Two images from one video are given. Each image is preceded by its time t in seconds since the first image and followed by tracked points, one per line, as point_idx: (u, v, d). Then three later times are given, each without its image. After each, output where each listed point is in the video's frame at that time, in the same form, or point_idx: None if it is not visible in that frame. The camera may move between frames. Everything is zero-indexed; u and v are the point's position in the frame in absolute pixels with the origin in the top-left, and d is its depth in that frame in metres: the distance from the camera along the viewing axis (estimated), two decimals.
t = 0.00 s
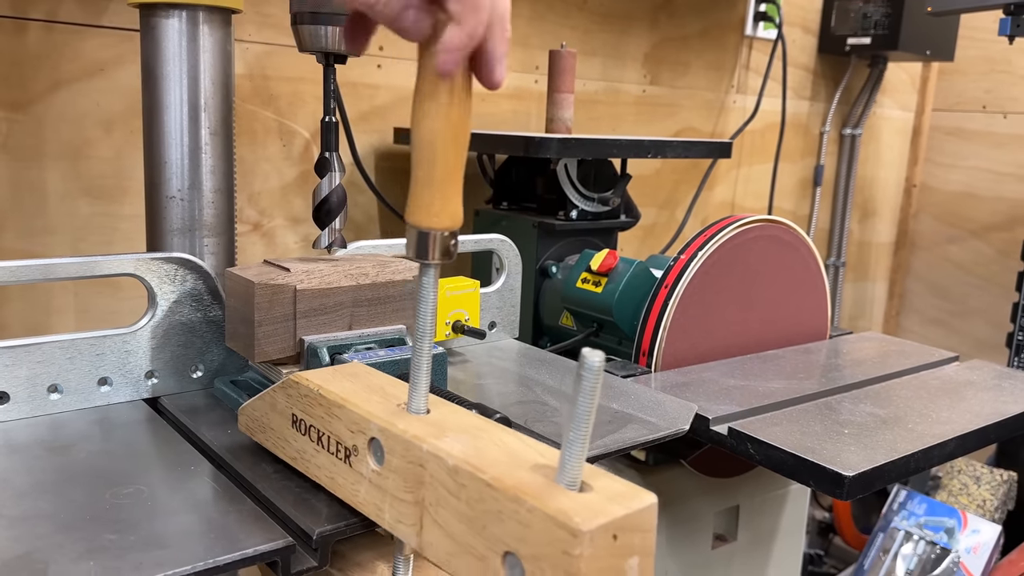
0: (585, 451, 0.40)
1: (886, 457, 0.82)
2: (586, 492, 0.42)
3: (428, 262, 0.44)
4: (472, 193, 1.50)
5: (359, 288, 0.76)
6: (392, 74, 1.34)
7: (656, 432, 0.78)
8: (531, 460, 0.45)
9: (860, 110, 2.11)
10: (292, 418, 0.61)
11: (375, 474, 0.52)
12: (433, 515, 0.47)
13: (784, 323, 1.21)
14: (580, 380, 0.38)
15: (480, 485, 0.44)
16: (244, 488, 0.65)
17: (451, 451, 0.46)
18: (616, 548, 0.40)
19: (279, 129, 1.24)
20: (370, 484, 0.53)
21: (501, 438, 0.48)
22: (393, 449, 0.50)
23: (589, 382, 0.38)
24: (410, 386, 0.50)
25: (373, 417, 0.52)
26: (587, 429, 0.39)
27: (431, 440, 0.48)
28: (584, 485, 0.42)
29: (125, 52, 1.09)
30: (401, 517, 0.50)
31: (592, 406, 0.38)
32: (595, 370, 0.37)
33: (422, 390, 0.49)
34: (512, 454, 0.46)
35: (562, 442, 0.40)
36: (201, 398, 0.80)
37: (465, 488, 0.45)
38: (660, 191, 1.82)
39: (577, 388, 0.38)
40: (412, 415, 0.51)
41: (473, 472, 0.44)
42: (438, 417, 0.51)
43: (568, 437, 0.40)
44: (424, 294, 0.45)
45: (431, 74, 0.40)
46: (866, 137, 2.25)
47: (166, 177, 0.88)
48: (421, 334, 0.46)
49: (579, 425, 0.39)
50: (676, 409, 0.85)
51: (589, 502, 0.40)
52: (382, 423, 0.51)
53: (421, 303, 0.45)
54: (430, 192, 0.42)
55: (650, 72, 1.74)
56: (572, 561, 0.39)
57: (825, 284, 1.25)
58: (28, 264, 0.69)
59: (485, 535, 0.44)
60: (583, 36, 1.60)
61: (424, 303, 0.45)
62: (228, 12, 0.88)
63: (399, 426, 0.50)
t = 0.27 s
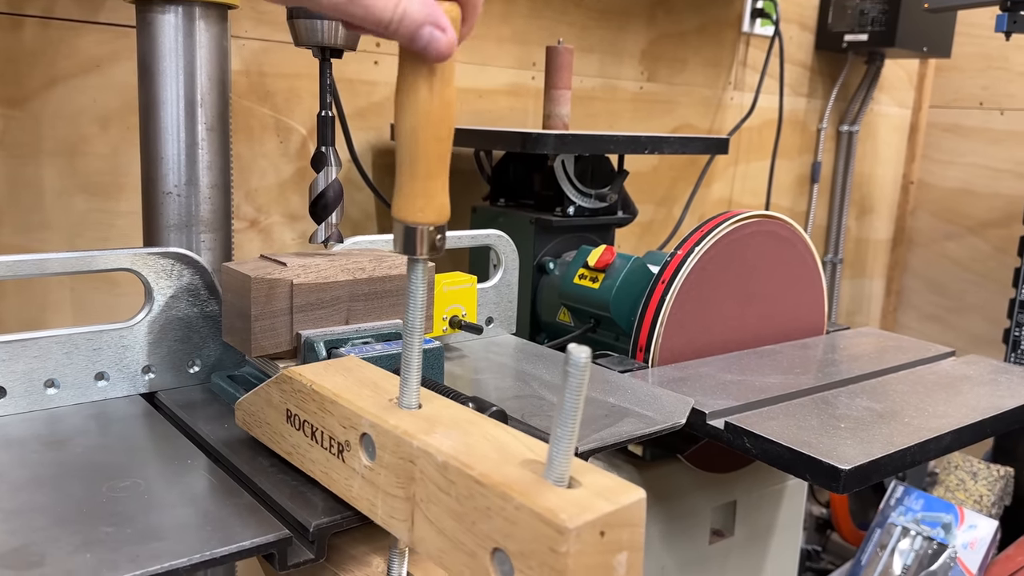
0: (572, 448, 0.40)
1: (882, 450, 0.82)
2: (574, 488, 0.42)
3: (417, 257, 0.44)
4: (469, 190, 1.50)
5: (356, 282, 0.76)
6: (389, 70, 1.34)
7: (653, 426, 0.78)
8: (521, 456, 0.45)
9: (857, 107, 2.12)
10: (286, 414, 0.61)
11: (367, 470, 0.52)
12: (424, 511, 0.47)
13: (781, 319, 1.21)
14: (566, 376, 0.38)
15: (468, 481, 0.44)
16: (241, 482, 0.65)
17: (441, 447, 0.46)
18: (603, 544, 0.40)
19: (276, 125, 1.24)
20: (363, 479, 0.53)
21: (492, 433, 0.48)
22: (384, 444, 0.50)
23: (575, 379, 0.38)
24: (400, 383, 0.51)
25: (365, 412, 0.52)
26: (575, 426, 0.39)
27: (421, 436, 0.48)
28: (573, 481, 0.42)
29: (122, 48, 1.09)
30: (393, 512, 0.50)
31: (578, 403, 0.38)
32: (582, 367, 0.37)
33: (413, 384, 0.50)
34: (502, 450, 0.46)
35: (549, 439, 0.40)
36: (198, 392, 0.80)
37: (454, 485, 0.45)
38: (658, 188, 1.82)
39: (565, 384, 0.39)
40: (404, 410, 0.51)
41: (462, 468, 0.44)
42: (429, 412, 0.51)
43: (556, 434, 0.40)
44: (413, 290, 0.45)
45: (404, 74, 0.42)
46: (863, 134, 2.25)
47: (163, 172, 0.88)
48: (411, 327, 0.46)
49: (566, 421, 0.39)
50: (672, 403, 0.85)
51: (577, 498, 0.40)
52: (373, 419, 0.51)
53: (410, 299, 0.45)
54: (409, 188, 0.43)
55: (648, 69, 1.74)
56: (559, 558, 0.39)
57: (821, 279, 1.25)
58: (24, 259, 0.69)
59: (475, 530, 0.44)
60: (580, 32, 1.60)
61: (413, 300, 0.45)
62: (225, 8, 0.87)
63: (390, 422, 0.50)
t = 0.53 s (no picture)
0: (575, 433, 0.40)
1: (881, 444, 0.82)
2: (576, 473, 0.42)
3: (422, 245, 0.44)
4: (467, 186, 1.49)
5: (355, 277, 0.76)
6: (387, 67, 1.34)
7: (652, 420, 0.78)
8: (523, 443, 0.45)
9: (855, 103, 2.12)
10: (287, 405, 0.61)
11: (367, 459, 0.52)
12: (425, 499, 0.47)
13: (780, 314, 1.21)
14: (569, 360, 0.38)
15: (471, 467, 0.44)
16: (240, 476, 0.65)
17: (443, 433, 0.46)
18: (605, 528, 0.40)
19: (274, 122, 1.24)
20: (363, 469, 0.53)
21: (492, 421, 0.48)
22: (386, 432, 0.50)
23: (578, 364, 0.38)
24: (402, 372, 0.51)
25: (367, 401, 0.52)
26: (578, 411, 0.39)
27: (422, 423, 0.48)
28: (576, 467, 0.42)
29: (120, 45, 1.09)
30: (393, 501, 0.50)
31: (581, 386, 0.38)
32: (586, 351, 0.37)
33: (415, 372, 0.50)
34: (503, 436, 0.46)
35: (551, 424, 0.40)
36: (197, 387, 0.80)
37: (455, 471, 0.45)
38: (656, 184, 1.82)
39: (568, 368, 0.39)
40: (405, 400, 0.51)
41: (465, 453, 0.44)
42: (430, 402, 0.51)
43: (559, 419, 0.40)
44: (417, 275, 0.45)
45: (407, 67, 0.42)
46: (861, 130, 2.25)
47: (161, 168, 0.88)
48: (414, 322, 0.46)
49: (568, 407, 0.39)
50: (671, 398, 0.85)
51: (578, 482, 0.40)
52: (375, 407, 0.51)
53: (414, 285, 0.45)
54: (411, 175, 0.43)
55: (646, 65, 1.74)
56: (560, 541, 0.39)
57: (820, 275, 1.25)
58: (22, 254, 0.69)
59: (477, 515, 0.44)
60: (579, 29, 1.60)
61: (419, 289, 0.46)
62: (223, 3, 0.87)
63: (391, 410, 0.50)
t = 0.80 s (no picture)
0: (561, 436, 0.41)
1: (879, 443, 0.82)
2: (564, 474, 0.42)
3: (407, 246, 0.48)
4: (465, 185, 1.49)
5: (353, 276, 0.76)
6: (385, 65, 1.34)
7: (651, 418, 0.78)
8: (512, 444, 0.45)
9: (854, 102, 2.11)
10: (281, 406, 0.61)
11: (362, 459, 0.52)
12: (417, 501, 0.47)
13: (779, 312, 1.21)
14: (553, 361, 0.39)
15: (459, 469, 0.44)
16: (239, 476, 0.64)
17: (433, 436, 0.46)
18: (594, 531, 0.40)
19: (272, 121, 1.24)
20: (358, 469, 0.53)
21: (485, 422, 0.48)
22: (377, 434, 0.50)
23: (561, 364, 0.39)
24: (395, 372, 0.52)
25: (360, 402, 0.52)
26: (563, 411, 0.40)
27: (412, 425, 0.48)
28: (563, 468, 0.42)
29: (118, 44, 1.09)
30: (386, 502, 0.50)
31: (565, 388, 0.39)
32: (568, 352, 0.39)
33: (406, 370, 0.51)
34: (495, 438, 0.46)
35: (538, 426, 0.41)
36: (195, 386, 0.80)
37: (445, 473, 0.45)
38: (655, 183, 1.82)
39: (551, 369, 0.40)
40: (398, 401, 0.52)
41: (453, 456, 0.44)
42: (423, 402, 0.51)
43: (546, 421, 0.40)
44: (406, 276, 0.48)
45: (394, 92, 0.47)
46: (860, 129, 2.25)
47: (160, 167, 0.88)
48: (404, 323, 0.49)
49: (552, 412, 0.40)
50: (670, 396, 0.85)
51: (567, 484, 0.41)
52: (367, 409, 0.51)
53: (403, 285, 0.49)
54: (394, 180, 0.47)
55: (644, 64, 1.73)
56: (548, 544, 0.39)
57: (819, 273, 1.25)
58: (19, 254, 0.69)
59: (466, 519, 0.44)
60: (578, 27, 1.60)
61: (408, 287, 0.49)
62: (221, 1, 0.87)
63: (382, 412, 0.50)
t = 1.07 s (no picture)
0: (559, 428, 0.41)
1: (879, 441, 0.82)
2: (560, 466, 0.42)
3: (411, 238, 0.50)
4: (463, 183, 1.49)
5: (350, 275, 0.76)
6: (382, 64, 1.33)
7: (649, 417, 0.78)
8: (508, 437, 0.45)
9: (852, 100, 2.11)
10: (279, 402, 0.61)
11: (358, 455, 0.52)
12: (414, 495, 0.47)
13: (778, 310, 1.21)
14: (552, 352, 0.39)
15: (455, 462, 0.43)
16: (237, 475, 0.64)
17: (430, 429, 0.46)
18: (589, 522, 0.40)
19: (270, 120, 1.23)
20: (354, 465, 0.53)
21: (480, 417, 0.48)
22: (375, 428, 0.50)
23: (560, 355, 0.39)
24: (393, 366, 0.52)
25: (357, 398, 0.52)
26: (562, 402, 0.40)
27: (409, 419, 0.48)
28: (559, 460, 0.42)
29: (116, 43, 1.09)
30: (383, 497, 0.50)
31: (565, 378, 0.39)
32: (569, 341, 0.38)
33: (405, 364, 0.51)
34: (489, 431, 0.46)
35: (536, 419, 0.41)
36: (193, 386, 0.80)
37: (441, 466, 0.45)
38: (654, 181, 1.82)
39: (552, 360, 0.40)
40: (396, 396, 0.51)
41: (449, 448, 0.44)
42: (420, 397, 0.51)
43: (543, 412, 0.41)
44: (407, 272, 0.50)
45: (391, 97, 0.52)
46: (858, 127, 2.25)
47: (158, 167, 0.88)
48: (404, 320, 0.50)
49: (552, 402, 0.40)
50: (668, 394, 0.85)
51: (563, 475, 0.40)
52: (364, 403, 0.51)
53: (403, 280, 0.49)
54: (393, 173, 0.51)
55: (643, 62, 1.73)
56: (542, 534, 0.38)
57: (818, 271, 1.25)
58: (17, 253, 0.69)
59: (461, 511, 0.43)
60: (577, 26, 1.60)
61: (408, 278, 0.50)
62: None
63: (380, 405, 0.50)
